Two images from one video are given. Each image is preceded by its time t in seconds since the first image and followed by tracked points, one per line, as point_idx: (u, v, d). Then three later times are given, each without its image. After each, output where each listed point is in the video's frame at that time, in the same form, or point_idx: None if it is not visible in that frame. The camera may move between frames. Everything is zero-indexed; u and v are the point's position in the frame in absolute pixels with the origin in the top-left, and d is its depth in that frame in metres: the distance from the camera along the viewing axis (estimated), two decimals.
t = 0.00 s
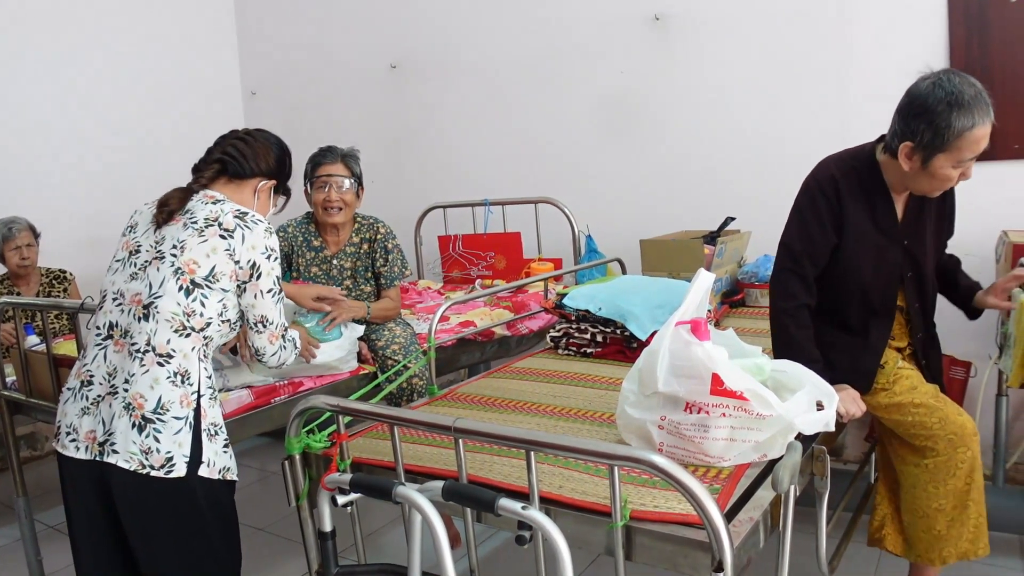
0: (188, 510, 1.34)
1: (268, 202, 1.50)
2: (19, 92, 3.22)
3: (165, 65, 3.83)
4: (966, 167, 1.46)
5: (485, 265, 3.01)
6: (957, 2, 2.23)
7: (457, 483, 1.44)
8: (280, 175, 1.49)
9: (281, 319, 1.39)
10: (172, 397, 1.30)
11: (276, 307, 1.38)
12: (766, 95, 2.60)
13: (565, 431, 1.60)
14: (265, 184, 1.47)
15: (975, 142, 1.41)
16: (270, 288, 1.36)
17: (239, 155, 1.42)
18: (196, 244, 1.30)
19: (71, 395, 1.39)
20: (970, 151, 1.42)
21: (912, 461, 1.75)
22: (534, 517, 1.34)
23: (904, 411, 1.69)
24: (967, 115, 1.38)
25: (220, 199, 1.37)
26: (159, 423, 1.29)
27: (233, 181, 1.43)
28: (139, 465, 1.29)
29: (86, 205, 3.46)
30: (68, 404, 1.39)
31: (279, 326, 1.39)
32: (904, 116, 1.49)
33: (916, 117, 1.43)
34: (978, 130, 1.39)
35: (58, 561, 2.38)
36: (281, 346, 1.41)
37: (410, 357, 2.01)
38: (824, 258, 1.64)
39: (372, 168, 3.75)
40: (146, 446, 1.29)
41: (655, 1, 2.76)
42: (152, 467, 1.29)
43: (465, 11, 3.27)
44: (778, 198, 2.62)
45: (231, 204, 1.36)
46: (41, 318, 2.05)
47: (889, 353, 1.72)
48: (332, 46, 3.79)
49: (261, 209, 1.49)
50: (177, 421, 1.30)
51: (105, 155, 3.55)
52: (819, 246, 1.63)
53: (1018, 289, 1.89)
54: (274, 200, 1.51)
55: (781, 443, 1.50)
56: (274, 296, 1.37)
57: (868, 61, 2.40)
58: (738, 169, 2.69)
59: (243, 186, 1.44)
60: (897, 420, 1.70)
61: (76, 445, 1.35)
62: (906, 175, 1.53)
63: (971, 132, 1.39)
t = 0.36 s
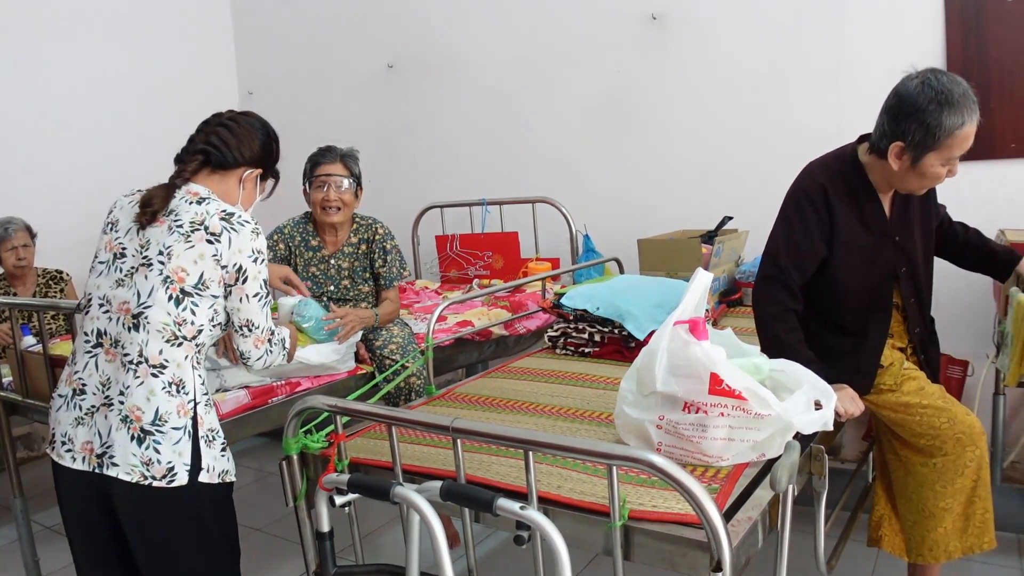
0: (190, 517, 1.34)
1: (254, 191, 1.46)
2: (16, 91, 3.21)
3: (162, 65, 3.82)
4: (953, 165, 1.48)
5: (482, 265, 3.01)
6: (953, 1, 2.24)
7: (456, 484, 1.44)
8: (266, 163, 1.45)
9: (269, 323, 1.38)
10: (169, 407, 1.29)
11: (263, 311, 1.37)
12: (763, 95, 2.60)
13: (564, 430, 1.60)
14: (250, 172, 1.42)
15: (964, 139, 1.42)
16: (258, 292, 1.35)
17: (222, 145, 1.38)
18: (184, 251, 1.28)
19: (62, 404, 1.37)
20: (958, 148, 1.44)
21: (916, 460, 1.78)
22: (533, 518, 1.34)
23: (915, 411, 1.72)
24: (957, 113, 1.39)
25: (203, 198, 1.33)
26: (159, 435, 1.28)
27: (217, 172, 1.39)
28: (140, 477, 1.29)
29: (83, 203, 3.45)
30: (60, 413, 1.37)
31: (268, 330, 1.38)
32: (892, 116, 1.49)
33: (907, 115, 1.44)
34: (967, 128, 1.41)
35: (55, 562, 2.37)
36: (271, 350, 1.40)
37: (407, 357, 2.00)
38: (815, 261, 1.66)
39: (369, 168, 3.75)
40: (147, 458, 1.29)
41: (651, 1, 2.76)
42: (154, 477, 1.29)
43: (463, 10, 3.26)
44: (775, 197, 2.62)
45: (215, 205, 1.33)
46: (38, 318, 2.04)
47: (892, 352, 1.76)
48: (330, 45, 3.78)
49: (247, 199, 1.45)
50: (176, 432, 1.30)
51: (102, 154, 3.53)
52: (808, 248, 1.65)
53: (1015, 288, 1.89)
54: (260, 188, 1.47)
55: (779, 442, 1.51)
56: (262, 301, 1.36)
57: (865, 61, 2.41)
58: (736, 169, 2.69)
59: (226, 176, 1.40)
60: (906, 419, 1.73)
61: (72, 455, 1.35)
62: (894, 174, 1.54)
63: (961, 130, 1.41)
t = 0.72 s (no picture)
0: (161, 530, 1.30)
1: (212, 188, 1.36)
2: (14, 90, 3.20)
3: (161, 64, 3.81)
4: (952, 178, 1.55)
5: (482, 265, 3.00)
6: (953, 2, 2.24)
7: (455, 484, 1.44)
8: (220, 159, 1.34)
9: (214, 335, 1.25)
10: (124, 422, 1.23)
11: (211, 320, 1.24)
12: (763, 94, 2.60)
13: (563, 430, 1.60)
14: (203, 168, 1.33)
15: (966, 155, 1.49)
16: (197, 302, 1.22)
17: (174, 138, 1.29)
18: (130, 262, 1.20)
19: (25, 416, 1.33)
20: (961, 162, 1.50)
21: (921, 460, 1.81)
22: (532, 518, 1.34)
23: (919, 410, 1.76)
24: (964, 129, 1.45)
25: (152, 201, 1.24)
26: (115, 450, 1.23)
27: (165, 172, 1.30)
28: (98, 493, 1.24)
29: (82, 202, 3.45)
30: (23, 426, 1.33)
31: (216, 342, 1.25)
32: (898, 127, 1.54)
33: (915, 129, 1.49)
34: (971, 144, 1.48)
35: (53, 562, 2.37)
36: (220, 364, 1.27)
37: (407, 357, 1.99)
38: (816, 270, 1.68)
39: (368, 167, 3.74)
40: (104, 473, 1.23)
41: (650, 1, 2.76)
42: (112, 493, 1.24)
43: (462, 10, 3.26)
44: (775, 197, 2.62)
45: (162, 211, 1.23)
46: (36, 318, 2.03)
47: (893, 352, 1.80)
48: (329, 44, 3.77)
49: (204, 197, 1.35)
50: (133, 446, 1.24)
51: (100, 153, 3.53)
52: (807, 257, 1.66)
53: (1014, 289, 1.89)
54: (221, 183, 1.37)
55: (779, 442, 1.51)
56: (203, 311, 1.23)
57: (864, 61, 2.41)
58: (735, 169, 2.69)
59: (177, 175, 1.31)
60: (909, 418, 1.76)
61: (34, 469, 1.31)
62: (894, 184, 1.60)
63: (966, 146, 1.47)
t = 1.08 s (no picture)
0: (76, 543, 1.25)
1: (124, 167, 1.29)
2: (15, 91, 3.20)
3: (162, 64, 3.81)
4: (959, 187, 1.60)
5: (483, 265, 3.00)
6: (954, 3, 2.24)
7: (456, 484, 1.44)
8: (114, 137, 1.25)
9: (82, 338, 1.14)
10: (18, 430, 1.19)
11: (87, 323, 1.15)
12: (763, 95, 2.60)
13: (564, 431, 1.60)
14: (102, 155, 1.26)
15: (975, 166, 1.54)
16: (68, 301, 1.14)
17: (61, 130, 1.23)
18: (18, 262, 1.17)
19: None
20: (969, 172, 1.56)
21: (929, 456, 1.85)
22: (533, 518, 1.34)
23: (922, 406, 1.80)
24: (975, 140, 1.50)
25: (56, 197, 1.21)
26: (7, 459, 1.19)
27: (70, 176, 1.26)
28: None
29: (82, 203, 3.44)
30: None
31: (91, 347, 1.15)
32: (907, 137, 1.57)
33: (927, 141, 1.53)
34: (979, 155, 1.53)
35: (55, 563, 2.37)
36: (96, 373, 1.16)
37: (408, 357, 1.99)
38: (820, 276, 1.70)
39: (369, 168, 3.74)
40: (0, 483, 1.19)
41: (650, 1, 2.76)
42: (10, 504, 1.20)
43: (463, 11, 3.26)
44: (775, 197, 2.61)
45: (54, 206, 1.19)
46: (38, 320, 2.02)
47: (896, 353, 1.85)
48: (329, 44, 3.78)
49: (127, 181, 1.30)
50: (28, 454, 1.19)
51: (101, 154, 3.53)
52: (810, 263, 1.68)
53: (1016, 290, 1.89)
54: (132, 158, 1.29)
55: (780, 444, 1.51)
56: (75, 312, 1.14)
57: (865, 61, 2.41)
58: (736, 169, 2.69)
59: (80, 176, 1.26)
60: (913, 414, 1.81)
61: None
62: (902, 193, 1.64)
63: (976, 157, 1.52)
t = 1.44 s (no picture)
0: None
1: (48, 155, 1.24)
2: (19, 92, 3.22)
3: (165, 65, 3.83)
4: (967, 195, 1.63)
5: (486, 267, 3.01)
6: (955, 4, 2.24)
7: (457, 485, 1.45)
8: (25, 124, 1.21)
9: None
10: None
11: None
12: (766, 96, 2.60)
13: (565, 432, 1.60)
14: (20, 147, 1.23)
15: (983, 174, 1.57)
16: None
17: None
18: None
19: None
20: (977, 180, 1.58)
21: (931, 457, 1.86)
22: (532, 518, 1.34)
23: (929, 411, 1.81)
24: (985, 149, 1.52)
25: None
26: None
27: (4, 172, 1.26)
28: None
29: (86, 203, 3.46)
30: None
31: None
32: (916, 146, 1.59)
33: (936, 150, 1.55)
34: (988, 164, 1.55)
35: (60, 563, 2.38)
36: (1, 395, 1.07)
37: (410, 358, 2.00)
38: (827, 281, 1.70)
39: (371, 169, 3.75)
40: None
41: (653, 3, 2.77)
42: None
43: (464, 12, 3.27)
44: (777, 198, 2.62)
45: None
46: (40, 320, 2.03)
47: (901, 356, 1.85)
48: (331, 46, 3.79)
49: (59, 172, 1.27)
50: None
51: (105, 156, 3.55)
52: (815, 268, 1.68)
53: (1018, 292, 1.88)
54: (50, 144, 1.24)
55: (780, 444, 1.52)
56: None
57: (867, 62, 2.41)
58: (739, 170, 2.69)
59: (15, 172, 1.27)
60: (919, 417, 1.82)
61: None
62: (911, 200, 1.66)
63: (984, 166, 1.54)
